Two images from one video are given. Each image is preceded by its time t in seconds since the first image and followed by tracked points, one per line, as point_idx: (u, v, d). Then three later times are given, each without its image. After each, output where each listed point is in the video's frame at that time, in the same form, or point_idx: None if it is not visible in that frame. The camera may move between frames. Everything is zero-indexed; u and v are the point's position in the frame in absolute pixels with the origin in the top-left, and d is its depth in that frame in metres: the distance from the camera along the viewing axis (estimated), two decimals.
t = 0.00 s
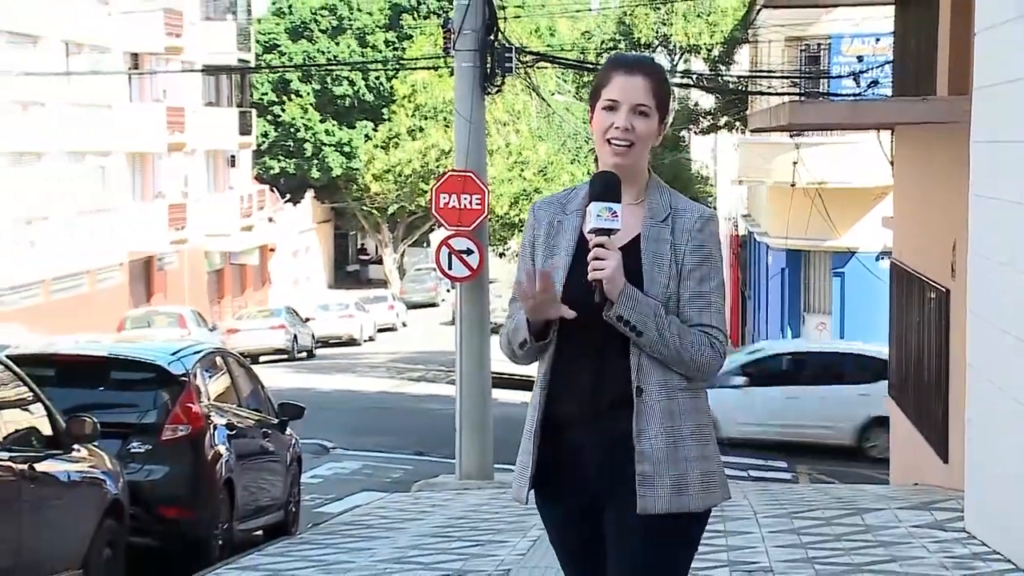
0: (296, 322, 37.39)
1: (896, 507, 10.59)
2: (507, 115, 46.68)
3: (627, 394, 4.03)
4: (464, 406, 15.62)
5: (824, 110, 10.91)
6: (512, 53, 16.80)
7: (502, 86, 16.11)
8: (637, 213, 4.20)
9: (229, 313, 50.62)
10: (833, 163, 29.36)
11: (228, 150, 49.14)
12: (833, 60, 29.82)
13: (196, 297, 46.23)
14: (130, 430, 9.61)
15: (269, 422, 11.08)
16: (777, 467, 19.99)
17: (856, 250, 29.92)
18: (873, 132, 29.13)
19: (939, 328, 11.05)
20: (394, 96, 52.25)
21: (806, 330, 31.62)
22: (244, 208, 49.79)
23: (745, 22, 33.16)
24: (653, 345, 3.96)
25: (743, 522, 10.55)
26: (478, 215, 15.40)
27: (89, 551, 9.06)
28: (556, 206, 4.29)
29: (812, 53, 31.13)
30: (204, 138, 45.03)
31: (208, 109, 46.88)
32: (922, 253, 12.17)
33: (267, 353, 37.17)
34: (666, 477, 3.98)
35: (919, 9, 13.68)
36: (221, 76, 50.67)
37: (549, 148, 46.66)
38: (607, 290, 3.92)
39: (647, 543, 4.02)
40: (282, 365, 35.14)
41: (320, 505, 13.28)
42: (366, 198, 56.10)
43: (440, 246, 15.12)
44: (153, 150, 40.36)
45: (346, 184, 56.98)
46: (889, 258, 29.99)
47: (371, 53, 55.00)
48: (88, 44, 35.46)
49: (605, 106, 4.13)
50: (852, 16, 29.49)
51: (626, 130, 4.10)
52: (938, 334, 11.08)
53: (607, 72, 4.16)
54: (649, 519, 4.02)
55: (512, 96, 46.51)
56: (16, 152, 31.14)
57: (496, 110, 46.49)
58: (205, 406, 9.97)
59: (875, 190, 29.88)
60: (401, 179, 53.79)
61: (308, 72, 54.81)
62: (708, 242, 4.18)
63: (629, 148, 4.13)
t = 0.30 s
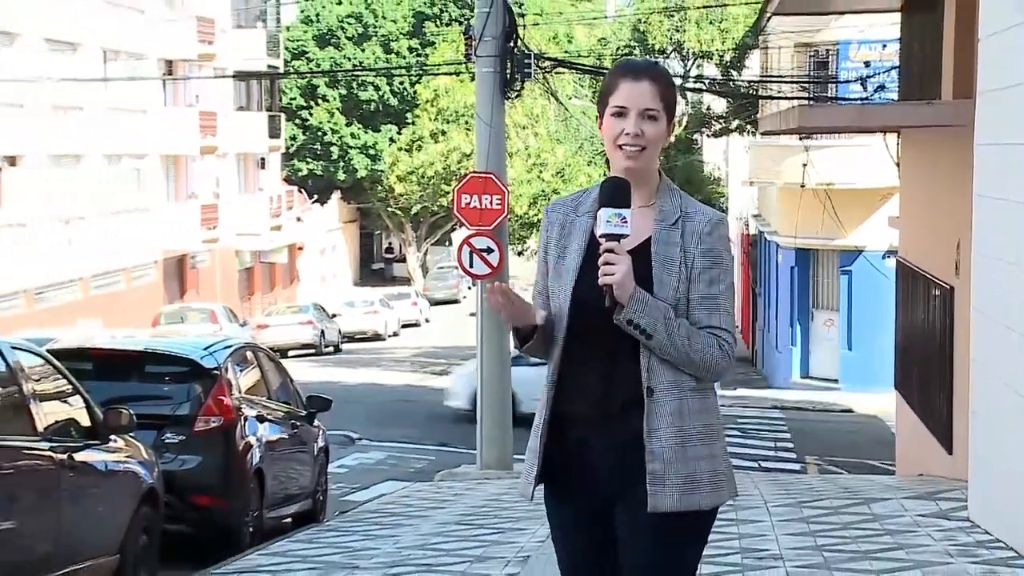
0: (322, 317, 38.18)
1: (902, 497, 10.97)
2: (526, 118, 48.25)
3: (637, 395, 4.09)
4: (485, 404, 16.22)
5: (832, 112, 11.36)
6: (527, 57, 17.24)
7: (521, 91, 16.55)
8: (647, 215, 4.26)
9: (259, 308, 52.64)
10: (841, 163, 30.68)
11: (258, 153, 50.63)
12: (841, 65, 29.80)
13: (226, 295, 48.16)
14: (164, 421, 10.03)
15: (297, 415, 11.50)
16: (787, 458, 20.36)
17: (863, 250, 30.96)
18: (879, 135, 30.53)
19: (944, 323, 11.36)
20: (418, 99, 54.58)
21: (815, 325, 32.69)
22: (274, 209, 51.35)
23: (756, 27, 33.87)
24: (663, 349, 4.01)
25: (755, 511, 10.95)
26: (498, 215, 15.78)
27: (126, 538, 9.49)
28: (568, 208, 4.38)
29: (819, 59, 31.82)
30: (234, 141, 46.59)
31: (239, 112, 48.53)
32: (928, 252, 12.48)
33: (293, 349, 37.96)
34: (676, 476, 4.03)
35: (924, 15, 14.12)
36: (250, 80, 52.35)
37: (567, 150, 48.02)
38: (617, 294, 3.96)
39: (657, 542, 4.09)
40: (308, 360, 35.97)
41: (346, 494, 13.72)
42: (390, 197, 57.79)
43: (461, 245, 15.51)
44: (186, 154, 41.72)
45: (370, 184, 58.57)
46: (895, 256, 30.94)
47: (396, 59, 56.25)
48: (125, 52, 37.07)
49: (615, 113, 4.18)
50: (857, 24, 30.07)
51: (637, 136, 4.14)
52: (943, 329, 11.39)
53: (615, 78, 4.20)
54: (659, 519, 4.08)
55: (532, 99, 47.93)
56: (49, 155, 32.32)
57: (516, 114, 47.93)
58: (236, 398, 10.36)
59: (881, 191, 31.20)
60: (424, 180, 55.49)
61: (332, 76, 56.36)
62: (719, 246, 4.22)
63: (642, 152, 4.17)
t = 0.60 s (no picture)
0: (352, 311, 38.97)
1: (915, 486, 11.39)
2: (551, 119, 48.76)
3: (658, 392, 4.10)
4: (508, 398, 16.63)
5: (848, 113, 11.80)
6: (553, 58, 17.67)
7: (545, 92, 16.96)
8: (667, 213, 4.28)
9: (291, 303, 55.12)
10: (857, 163, 31.24)
11: (292, 153, 52.58)
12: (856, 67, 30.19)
13: (261, 290, 50.15)
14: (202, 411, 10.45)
15: (329, 406, 11.92)
16: (803, 447, 20.81)
17: (876, 246, 31.86)
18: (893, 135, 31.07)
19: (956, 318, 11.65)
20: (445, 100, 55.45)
21: (830, 318, 33.78)
22: (306, 208, 53.38)
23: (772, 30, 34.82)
24: (684, 347, 4.03)
25: (772, 498, 11.39)
26: (522, 213, 16.16)
27: (165, 522, 9.91)
28: (593, 205, 4.38)
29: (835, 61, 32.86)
30: (268, 142, 48.40)
31: (273, 114, 50.42)
32: (941, 248, 12.78)
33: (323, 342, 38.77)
34: (697, 473, 4.04)
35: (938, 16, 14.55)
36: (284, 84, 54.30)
37: (590, 151, 48.69)
38: (638, 295, 3.98)
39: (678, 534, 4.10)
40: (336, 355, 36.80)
41: (377, 481, 14.24)
42: (418, 194, 59.32)
43: (487, 241, 15.88)
44: (221, 154, 43.54)
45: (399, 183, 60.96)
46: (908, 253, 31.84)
47: (426, 61, 57.30)
48: (164, 55, 38.69)
49: (631, 113, 4.20)
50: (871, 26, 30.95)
51: (656, 132, 4.17)
52: (954, 323, 11.66)
53: (627, 79, 4.23)
54: (682, 512, 4.09)
55: (557, 100, 48.56)
56: (92, 155, 33.83)
57: (541, 116, 48.74)
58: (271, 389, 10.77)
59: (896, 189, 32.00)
60: (453, 178, 57.18)
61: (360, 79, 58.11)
62: (739, 243, 4.23)
63: (664, 147, 4.19)
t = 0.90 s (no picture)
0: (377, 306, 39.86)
1: (926, 474, 11.81)
2: (572, 119, 50.14)
3: (681, 381, 4.23)
4: (533, 390, 17.01)
5: (857, 114, 12.24)
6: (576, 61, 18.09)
7: (567, 93, 17.31)
8: (688, 207, 4.40)
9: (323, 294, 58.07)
10: (871, 165, 32.84)
11: (324, 152, 55.40)
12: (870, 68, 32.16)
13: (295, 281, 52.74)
14: (238, 400, 10.90)
15: (360, 395, 12.40)
16: (816, 435, 21.33)
17: (888, 242, 33.44)
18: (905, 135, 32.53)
19: (965, 312, 11.98)
20: (470, 103, 60.71)
21: (843, 312, 35.01)
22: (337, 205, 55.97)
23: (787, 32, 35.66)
24: (705, 339, 4.15)
25: (786, 486, 11.83)
26: (546, 209, 16.55)
27: (201, 509, 10.33)
28: (614, 201, 4.49)
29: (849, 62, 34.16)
30: (300, 142, 50.95)
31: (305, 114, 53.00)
32: (951, 243, 13.11)
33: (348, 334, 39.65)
34: (716, 461, 4.17)
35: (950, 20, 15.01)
36: (317, 85, 57.05)
37: (611, 149, 50.21)
38: (660, 289, 4.10)
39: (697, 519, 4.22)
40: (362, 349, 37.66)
41: (405, 469, 14.76)
42: (445, 193, 64.08)
43: (511, 238, 16.37)
44: (256, 153, 46.44)
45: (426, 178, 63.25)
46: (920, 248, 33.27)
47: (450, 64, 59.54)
48: (203, 59, 41.21)
49: (640, 115, 4.35)
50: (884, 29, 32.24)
51: (668, 129, 4.31)
52: (964, 317, 12.01)
53: (631, 83, 4.39)
54: (702, 498, 4.21)
55: (578, 101, 49.89)
56: (132, 155, 36.43)
57: (562, 116, 50.01)
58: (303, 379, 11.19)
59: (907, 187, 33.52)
60: (478, 178, 62.06)
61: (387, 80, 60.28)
62: (758, 237, 4.35)
63: (678, 143, 4.34)
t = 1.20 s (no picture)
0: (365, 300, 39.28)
1: (936, 462, 12.16)
2: (593, 118, 50.68)
3: (686, 374, 4.50)
4: (555, 383, 17.42)
5: (869, 113, 12.48)
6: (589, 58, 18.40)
7: (588, 92, 17.65)
8: (698, 205, 4.67)
9: (353, 290, 60.73)
10: (882, 162, 33.35)
11: (352, 151, 57.41)
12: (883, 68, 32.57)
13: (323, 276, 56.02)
14: (269, 390, 11.33)
15: (388, 385, 12.88)
16: (830, 424, 21.73)
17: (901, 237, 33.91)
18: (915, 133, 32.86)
19: (976, 304, 12.31)
20: (495, 102, 60.92)
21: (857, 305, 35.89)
22: (365, 201, 57.81)
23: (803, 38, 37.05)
24: (711, 333, 4.42)
25: (800, 473, 12.23)
26: (567, 206, 16.95)
27: (237, 492, 10.78)
28: (626, 198, 4.76)
29: (862, 62, 34.67)
30: (328, 139, 53.31)
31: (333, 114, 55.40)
32: (961, 237, 13.41)
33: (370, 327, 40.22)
34: (720, 451, 4.46)
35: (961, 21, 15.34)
36: (346, 85, 58.94)
37: (630, 148, 50.48)
38: (669, 285, 4.37)
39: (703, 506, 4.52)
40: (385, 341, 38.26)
41: (430, 456, 15.21)
42: (467, 190, 64.53)
43: (533, 234, 16.78)
44: (286, 151, 49.07)
45: (451, 176, 63.83)
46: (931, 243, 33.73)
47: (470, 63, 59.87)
48: (234, 61, 43.88)
49: (650, 117, 4.62)
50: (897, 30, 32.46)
51: (675, 131, 4.58)
52: (972, 311, 12.35)
53: (640, 86, 4.64)
54: (706, 488, 4.50)
55: (599, 101, 50.61)
56: (170, 155, 39.20)
57: (584, 115, 50.56)
58: (333, 369, 11.63)
59: (919, 183, 33.87)
60: (500, 173, 62.72)
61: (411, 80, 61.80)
62: (766, 235, 4.59)
63: (685, 145, 4.60)
